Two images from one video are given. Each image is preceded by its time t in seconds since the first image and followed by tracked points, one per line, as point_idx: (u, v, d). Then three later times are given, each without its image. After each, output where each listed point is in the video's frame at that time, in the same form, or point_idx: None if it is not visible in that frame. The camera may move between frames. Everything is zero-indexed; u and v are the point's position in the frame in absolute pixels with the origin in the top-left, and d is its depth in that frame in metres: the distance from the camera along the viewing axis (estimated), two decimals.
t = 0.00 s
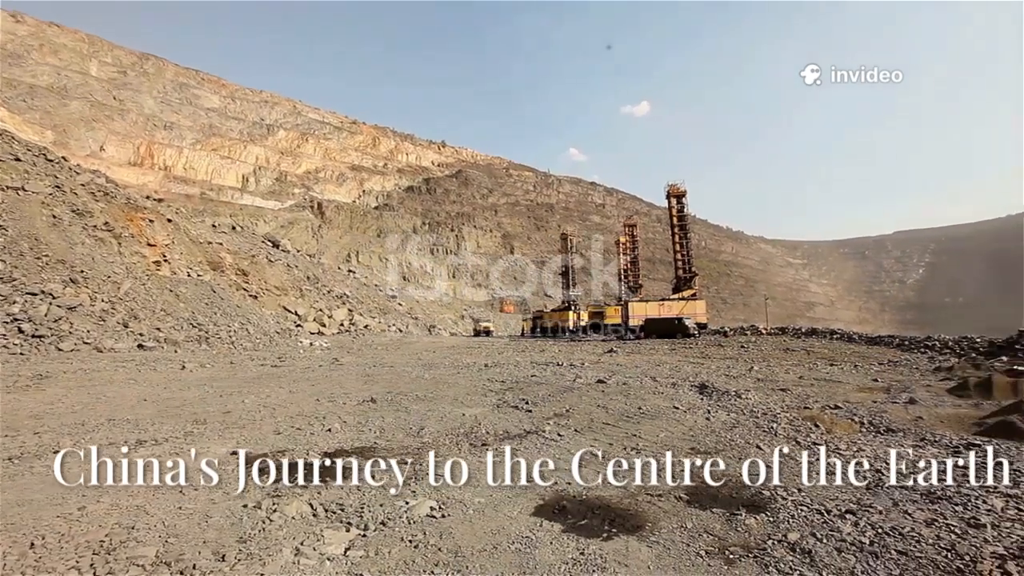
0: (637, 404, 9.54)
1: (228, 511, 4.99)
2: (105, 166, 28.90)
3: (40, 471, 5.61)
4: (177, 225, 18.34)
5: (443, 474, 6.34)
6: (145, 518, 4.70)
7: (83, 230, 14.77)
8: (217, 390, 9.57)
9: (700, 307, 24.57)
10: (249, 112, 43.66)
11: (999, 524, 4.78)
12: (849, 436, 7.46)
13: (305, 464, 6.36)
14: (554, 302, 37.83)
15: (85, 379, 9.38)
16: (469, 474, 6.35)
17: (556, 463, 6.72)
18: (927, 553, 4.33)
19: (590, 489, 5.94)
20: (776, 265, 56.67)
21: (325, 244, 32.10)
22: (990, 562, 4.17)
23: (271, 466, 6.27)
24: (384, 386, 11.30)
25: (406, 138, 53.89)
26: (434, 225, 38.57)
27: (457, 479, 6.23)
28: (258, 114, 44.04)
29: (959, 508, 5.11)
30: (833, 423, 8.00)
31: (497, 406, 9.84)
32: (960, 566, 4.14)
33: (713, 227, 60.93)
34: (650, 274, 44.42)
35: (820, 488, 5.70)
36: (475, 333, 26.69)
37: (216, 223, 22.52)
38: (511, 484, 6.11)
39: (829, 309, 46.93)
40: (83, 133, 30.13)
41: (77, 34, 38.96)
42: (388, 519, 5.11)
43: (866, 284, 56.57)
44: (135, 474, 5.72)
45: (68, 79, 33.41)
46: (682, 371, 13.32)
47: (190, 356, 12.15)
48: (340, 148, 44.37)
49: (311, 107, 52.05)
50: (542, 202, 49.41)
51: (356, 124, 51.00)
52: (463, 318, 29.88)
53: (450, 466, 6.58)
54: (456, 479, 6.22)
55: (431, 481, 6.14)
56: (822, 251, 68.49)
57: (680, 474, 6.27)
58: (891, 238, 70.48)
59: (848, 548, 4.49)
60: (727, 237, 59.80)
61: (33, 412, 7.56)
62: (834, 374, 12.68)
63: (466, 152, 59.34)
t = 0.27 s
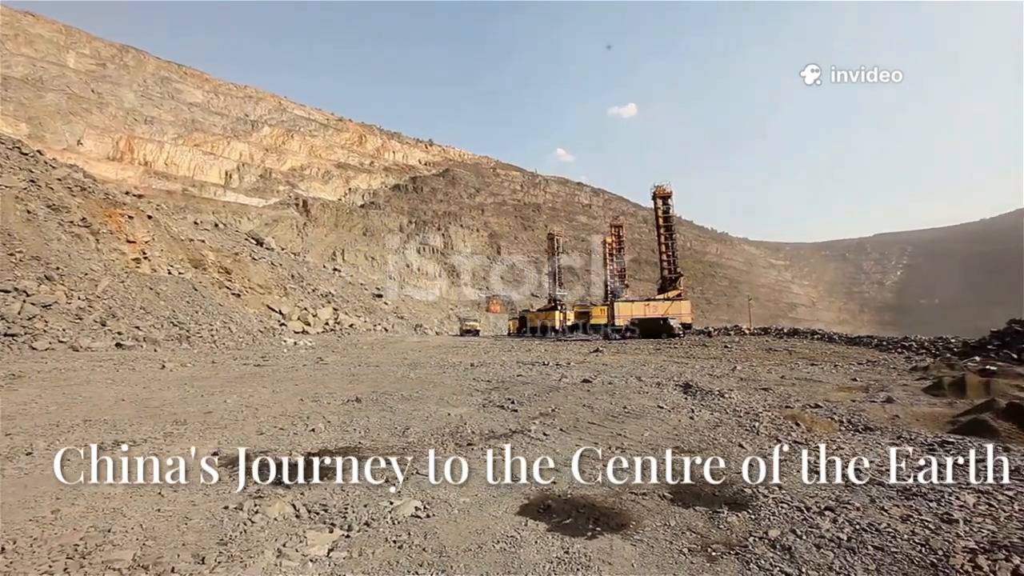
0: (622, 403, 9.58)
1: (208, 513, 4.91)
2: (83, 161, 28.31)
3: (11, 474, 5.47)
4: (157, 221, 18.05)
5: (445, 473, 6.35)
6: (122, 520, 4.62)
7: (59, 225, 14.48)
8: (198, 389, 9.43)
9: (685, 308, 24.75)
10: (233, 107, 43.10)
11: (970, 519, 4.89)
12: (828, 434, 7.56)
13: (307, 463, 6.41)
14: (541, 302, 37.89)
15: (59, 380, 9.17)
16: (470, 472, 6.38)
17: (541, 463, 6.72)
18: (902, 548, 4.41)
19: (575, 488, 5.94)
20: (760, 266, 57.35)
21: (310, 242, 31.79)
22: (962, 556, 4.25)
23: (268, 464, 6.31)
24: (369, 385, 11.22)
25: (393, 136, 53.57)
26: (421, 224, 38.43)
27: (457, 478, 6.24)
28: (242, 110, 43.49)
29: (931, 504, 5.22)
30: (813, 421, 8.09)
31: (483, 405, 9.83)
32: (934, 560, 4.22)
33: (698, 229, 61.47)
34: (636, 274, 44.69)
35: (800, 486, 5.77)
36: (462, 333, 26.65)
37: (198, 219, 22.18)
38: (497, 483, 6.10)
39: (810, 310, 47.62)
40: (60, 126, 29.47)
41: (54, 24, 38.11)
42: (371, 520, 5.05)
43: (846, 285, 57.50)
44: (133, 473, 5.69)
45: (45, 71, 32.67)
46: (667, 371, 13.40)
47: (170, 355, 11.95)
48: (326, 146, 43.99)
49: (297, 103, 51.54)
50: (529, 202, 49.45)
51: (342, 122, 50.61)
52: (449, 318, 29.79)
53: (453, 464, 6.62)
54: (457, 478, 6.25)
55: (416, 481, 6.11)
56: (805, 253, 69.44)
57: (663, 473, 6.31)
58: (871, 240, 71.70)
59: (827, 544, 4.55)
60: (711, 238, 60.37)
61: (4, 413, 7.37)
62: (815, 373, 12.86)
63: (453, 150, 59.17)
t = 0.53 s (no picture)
0: (606, 402, 9.62)
1: (187, 515, 4.82)
2: (58, 154, 27.62)
3: None
4: (135, 217, 17.70)
5: (444, 473, 6.32)
6: (96, 523, 4.51)
7: (32, 221, 14.19)
8: (177, 389, 9.26)
9: (669, 308, 24.93)
10: (214, 102, 42.44)
11: (943, 515, 4.98)
12: (807, 433, 7.66)
13: (308, 463, 6.38)
14: (526, 301, 37.91)
15: (31, 379, 8.94)
16: (469, 473, 6.34)
17: (525, 462, 6.71)
18: (877, 543, 4.49)
19: (558, 487, 5.94)
20: (742, 267, 58.02)
21: (294, 240, 31.44)
22: (935, 550, 4.33)
23: (267, 466, 6.26)
24: (352, 384, 11.13)
25: (378, 133, 53.21)
26: (406, 223, 38.22)
27: (456, 478, 6.21)
28: (224, 105, 42.85)
29: (905, 500, 5.32)
30: (792, 420, 8.20)
31: (468, 405, 9.80)
32: (908, 554, 4.29)
33: (683, 229, 61.99)
34: (621, 275, 44.92)
35: (780, 484, 5.84)
36: (447, 332, 26.55)
37: (178, 216, 21.81)
38: (481, 483, 6.09)
39: (791, 310, 48.31)
40: (33, 118, 28.73)
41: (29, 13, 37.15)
42: (353, 522, 4.98)
43: (826, 286, 58.43)
44: (133, 474, 5.64)
45: (18, 61, 31.83)
46: (651, 370, 13.48)
47: (148, 354, 11.72)
48: (310, 142, 43.52)
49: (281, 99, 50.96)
50: (515, 202, 49.44)
51: (327, 118, 50.14)
52: (434, 317, 29.65)
53: (452, 464, 6.60)
54: (456, 478, 6.22)
55: (400, 480, 6.07)
56: (786, 254, 70.40)
57: (646, 471, 6.35)
58: (851, 242, 72.93)
59: (805, 540, 4.61)
60: (695, 239, 60.91)
61: None
62: (795, 373, 13.03)
63: (439, 149, 58.95)
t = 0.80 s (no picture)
0: (592, 402, 9.64)
1: (166, 517, 4.74)
2: (34, 147, 26.95)
3: None
4: (115, 214, 17.41)
5: (445, 472, 6.31)
6: (72, 527, 4.42)
7: (7, 218, 14.10)
8: (157, 389, 9.10)
9: (655, 308, 25.07)
10: (198, 97, 41.85)
11: (920, 511, 5.07)
12: (789, 431, 7.75)
13: (308, 463, 6.35)
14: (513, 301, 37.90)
15: (5, 379, 8.74)
16: (470, 472, 6.32)
17: (511, 462, 6.70)
18: (856, 539, 4.56)
19: (544, 486, 5.94)
20: (727, 268, 58.58)
21: (278, 238, 31.10)
22: (910, 545, 4.41)
23: (266, 466, 6.24)
24: (337, 384, 11.04)
25: (365, 131, 52.85)
26: (393, 221, 38.02)
27: (455, 478, 6.19)
28: (207, 100, 42.26)
29: (883, 497, 5.41)
30: (775, 419, 8.28)
31: (454, 405, 9.76)
32: (885, 550, 4.36)
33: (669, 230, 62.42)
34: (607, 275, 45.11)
35: (762, 482, 5.90)
36: (434, 331, 26.44)
37: (160, 213, 21.49)
38: (469, 482, 6.08)
39: (774, 311, 48.87)
40: (9, 111, 28.06)
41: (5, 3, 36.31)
42: (338, 522, 4.93)
43: (809, 287, 59.20)
44: (132, 474, 5.64)
45: None
46: (637, 370, 13.55)
47: (127, 353, 11.51)
48: (296, 139, 43.10)
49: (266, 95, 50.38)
50: (502, 201, 49.40)
51: (313, 115, 49.68)
52: (421, 316, 29.50)
53: (452, 463, 6.58)
54: (457, 477, 6.20)
55: (385, 480, 6.03)
56: (770, 256, 71.20)
57: (631, 470, 6.38)
58: (833, 244, 73.97)
59: (786, 536, 4.66)
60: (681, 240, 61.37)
61: None
62: (778, 372, 13.17)
63: (427, 148, 58.73)
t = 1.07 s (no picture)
0: (581, 401, 9.65)
1: (151, 519, 4.68)
2: (16, 142, 26.51)
3: None
4: (99, 211, 17.18)
5: (446, 472, 6.31)
6: (53, 530, 4.34)
7: None
8: (142, 390, 8.98)
9: (645, 308, 25.17)
10: (185, 94, 41.41)
11: (903, 509, 5.14)
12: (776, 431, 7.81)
13: (310, 463, 6.35)
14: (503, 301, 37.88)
15: None
16: (471, 472, 6.31)
17: (501, 461, 6.69)
18: (841, 536, 4.60)
19: (534, 486, 5.93)
20: (716, 268, 58.98)
21: (267, 236, 30.85)
22: (893, 542, 4.46)
23: (267, 466, 6.25)
24: (326, 384, 10.97)
25: (355, 129, 52.58)
26: (383, 220, 37.87)
27: (456, 479, 6.18)
28: (195, 97, 41.83)
29: (867, 495, 5.48)
30: (762, 418, 8.34)
31: (444, 404, 9.72)
32: (868, 547, 4.41)
33: (659, 231, 62.71)
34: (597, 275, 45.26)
35: (749, 480, 5.94)
36: (424, 331, 26.35)
37: (146, 210, 21.23)
38: (458, 482, 6.07)
39: (763, 311, 49.29)
40: None
41: None
42: (327, 523, 4.89)
43: (797, 288, 59.75)
44: (131, 475, 5.62)
45: None
46: (626, 369, 13.59)
47: (111, 353, 11.36)
48: (285, 137, 42.79)
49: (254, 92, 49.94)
50: (493, 201, 49.36)
51: (303, 113, 49.33)
52: (411, 315, 29.38)
53: (453, 463, 6.57)
54: (458, 477, 6.20)
55: (374, 481, 6.00)
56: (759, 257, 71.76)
57: (620, 469, 6.40)
58: (820, 245, 74.69)
59: (773, 535, 4.69)
60: (671, 241, 61.69)
61: None
62: (766, 372, 13.27)
63: (417, 147, 58.54)
